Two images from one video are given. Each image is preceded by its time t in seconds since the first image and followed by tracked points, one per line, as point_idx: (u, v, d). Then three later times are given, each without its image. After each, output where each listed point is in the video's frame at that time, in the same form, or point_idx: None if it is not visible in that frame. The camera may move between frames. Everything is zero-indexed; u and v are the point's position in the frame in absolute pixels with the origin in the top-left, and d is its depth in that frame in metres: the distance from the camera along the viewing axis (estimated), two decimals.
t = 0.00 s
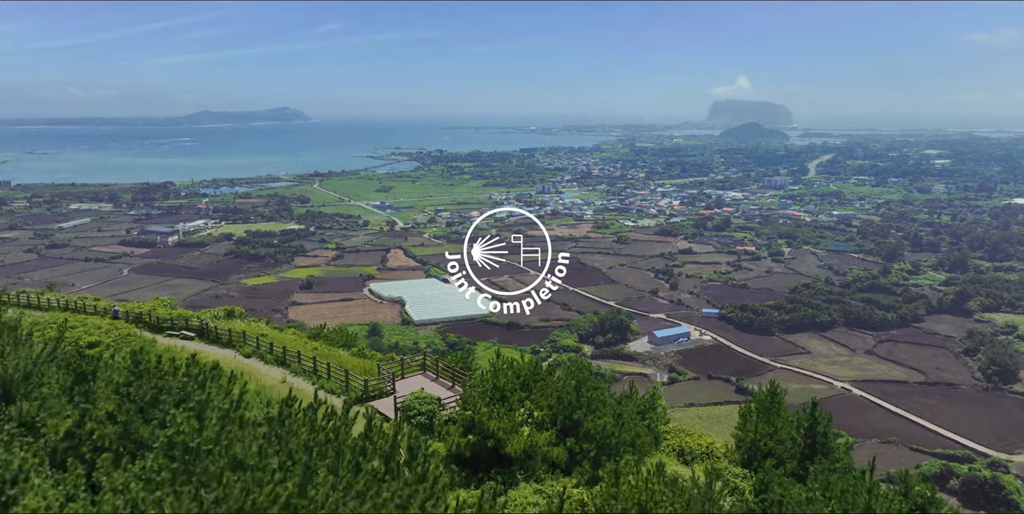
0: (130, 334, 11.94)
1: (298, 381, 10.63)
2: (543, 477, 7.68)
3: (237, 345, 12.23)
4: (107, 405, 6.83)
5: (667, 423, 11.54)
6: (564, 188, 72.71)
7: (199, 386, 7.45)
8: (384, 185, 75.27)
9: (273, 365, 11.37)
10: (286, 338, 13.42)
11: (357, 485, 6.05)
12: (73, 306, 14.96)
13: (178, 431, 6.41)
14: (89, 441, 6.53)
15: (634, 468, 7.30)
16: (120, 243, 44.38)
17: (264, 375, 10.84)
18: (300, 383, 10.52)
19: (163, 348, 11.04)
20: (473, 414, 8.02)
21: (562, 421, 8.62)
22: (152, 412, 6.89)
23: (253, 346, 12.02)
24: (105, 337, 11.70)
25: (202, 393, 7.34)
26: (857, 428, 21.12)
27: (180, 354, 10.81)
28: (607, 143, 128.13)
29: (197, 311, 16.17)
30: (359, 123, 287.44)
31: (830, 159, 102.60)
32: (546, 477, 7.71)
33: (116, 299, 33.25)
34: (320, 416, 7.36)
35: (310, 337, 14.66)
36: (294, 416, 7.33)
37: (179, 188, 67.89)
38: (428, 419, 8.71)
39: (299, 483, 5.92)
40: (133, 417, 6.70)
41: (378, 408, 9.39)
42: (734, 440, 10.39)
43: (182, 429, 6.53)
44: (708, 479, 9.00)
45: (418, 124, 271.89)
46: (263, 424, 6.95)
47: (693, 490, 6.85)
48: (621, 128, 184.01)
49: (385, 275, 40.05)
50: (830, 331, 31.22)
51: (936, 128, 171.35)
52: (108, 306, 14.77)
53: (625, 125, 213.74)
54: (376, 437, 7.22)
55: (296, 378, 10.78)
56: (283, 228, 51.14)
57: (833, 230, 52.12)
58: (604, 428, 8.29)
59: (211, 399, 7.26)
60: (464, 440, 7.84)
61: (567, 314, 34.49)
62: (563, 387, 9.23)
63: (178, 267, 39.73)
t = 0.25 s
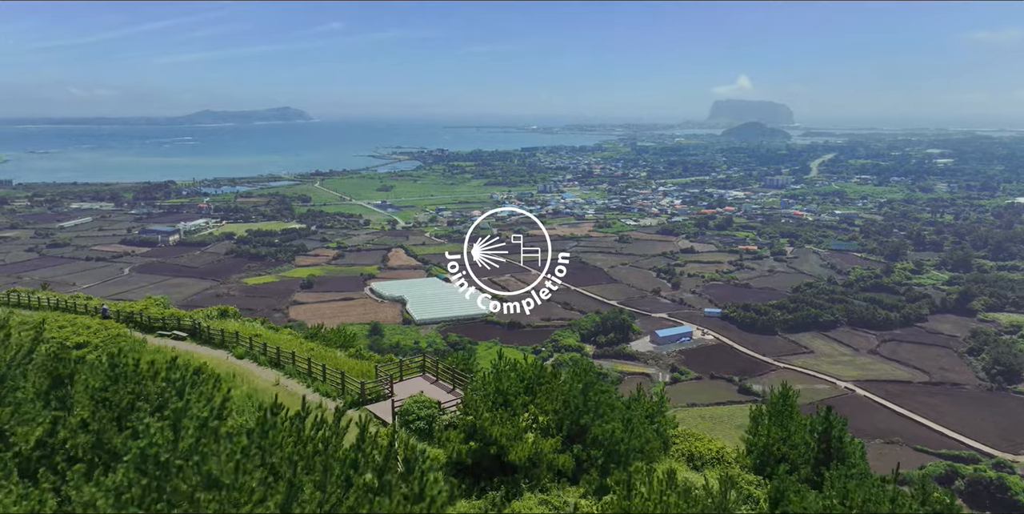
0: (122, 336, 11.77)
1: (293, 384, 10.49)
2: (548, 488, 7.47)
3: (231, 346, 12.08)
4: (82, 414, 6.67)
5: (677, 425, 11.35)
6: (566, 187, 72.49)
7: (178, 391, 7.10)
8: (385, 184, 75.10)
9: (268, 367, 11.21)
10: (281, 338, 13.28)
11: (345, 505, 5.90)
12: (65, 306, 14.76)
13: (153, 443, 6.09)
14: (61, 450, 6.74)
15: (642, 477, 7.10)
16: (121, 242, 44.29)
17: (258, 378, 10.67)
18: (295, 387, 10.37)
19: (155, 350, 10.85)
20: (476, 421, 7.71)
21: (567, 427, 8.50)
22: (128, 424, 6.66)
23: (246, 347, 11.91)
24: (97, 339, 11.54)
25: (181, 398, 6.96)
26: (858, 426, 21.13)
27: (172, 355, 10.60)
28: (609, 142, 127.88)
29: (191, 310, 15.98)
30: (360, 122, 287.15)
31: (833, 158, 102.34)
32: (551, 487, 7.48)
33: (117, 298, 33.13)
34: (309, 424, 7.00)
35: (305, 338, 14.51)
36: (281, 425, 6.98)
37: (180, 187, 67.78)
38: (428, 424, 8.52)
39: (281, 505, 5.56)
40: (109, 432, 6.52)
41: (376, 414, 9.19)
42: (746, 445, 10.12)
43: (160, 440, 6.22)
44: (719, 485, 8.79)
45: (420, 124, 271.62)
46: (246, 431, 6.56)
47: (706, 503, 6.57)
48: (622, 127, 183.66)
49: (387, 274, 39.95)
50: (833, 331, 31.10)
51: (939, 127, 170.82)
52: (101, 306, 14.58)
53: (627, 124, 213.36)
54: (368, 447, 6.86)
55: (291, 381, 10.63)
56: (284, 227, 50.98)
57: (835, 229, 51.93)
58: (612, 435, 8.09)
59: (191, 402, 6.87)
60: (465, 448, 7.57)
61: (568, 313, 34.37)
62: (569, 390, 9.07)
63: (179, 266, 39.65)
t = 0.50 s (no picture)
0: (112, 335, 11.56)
1: (287, 387, 10.27)
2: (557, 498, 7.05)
3: (224, 347, 11.89)
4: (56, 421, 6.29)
5: (685, 429, 11.08)
6: (567, 186, 72.36)
7: (152, 402, 6.76)
8: (386, 183, 74.95)
9: (262, 370, 10.99)
10: (275, 340, 13.10)
11: None
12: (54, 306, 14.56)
13: (122, 457, 5.74)
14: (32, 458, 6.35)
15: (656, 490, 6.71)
16: (122, 241, 44.20)
17: (251, 381, 10.44)
18: (289, 390, 10.15)
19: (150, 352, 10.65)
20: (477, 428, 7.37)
21: (573, 432, 8.06)
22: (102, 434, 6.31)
23: (239, 348, 11.71)
24: (86, 339, 11.31)
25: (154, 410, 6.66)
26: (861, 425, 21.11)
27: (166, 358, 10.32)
28: (610, 141, 127.76)
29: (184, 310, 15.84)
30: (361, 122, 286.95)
31: (834, 157, 102.12)
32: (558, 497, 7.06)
33: (118, 298, 33.02)
34: (296, 435, 6.54)
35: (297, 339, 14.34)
36: (265, 437, 6.54)
37: (181, 186, 67.68)
38: (426, 431, 8.36)
39: None
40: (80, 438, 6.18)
41: (374, 418, 8.99)
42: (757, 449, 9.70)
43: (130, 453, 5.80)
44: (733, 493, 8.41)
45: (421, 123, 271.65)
46: (223, 445, 6.20)
47: None
48: (623, 126, 183.43)
49: (387, 273, 39.84)
50: (836, 330, 30.96)
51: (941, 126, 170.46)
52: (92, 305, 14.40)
53: (627, 123, 213.24)
54: (361, 460, 6.41)
55: (284, 384, 10.41)
56: (285, 227, 50.88)
57: (837, 229, 51.76)
58: (621, 440, 7.60)
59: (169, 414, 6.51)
60: (468, 454, 7.25)
61: (569, 312, 34.23)
62: (575, 395, 8.67)
63: (180, 265, 39.55)
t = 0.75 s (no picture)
0: (99, 336, 11.28)
1: (278, 390, 9.97)
2: None
3: (214, 348, 11.61)
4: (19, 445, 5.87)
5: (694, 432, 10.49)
6: (568, 185, 72.26)
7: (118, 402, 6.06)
8: (387, 182, 74.81)
9: (253, 372, 10.70)
10: (268, 341, 12.88)
11: None
12: (43, 306, 14.35)
13: (77, 478, 5.19)
14: None
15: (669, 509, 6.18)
16: (123, 240, 44.10)
17: (241, 384, 10.14)
18: (281, 394, 9.86)
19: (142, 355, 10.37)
20: (476, 436, 6.89)
21: (580, 439, 7.37)
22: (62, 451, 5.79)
23: (230, 350, 11.42)
24: (72, 338, 11.03)
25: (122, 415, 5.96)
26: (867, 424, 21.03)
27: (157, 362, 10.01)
28: (611, 140, 127.68)
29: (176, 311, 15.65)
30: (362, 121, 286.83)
31: (836, 156, 101.93)
32: None
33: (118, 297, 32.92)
34: (277, 451, 5.87)
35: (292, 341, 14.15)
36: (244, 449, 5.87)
37: (182, 186, 67.58)
38: (424, 438, 7.96)
39: None
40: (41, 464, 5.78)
41: (369, 425, 8.71)
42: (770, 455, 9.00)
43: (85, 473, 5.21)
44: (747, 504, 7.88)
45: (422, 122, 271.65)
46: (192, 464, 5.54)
47: None
48: (624, 125, 183.25)
49: (388, 272, 39.72)
50: (838, 330, 30.83)
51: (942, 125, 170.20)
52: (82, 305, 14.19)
53: (628, 122, 213.21)
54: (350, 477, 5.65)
55: (276, 386, 10.12)
56: (286, 226, 50.81)
57: (840, 228, 51.59)
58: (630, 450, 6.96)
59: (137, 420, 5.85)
60: (467, 468, 6.78)
61: (570, 312, 34.10)
62: (581, 400, 8.02)
63: (181, 264, 39.45)
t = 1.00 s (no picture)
0: (86, 338, 11.05)
1: (268, 394, 9.73)
2: None
3: (204, 350, 11.38)
4: None
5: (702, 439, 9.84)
6: (569, 185, 72.11)
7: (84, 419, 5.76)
8: (388, 182, 74.70)
9: (243, 376, 10.45)
10: (261, 344, 12.66)
11: None
12: (34, 306, 14.18)
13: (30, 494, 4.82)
14: None
15: None
16: (123, 239, 44.02)
17: (229, 389, 9.87)
18: (270, 398, 9.60)
19: (130, 357, 10.11)
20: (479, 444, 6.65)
21: (586, 448, 6.92)
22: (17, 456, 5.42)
23: (219, 351, 11.14)
24: (58, 339, 10.82)
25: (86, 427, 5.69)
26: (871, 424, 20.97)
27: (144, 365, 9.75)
28: (612, 140, 127.60)
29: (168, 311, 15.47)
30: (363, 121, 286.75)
31: (837, 155, 101.73)
32: None
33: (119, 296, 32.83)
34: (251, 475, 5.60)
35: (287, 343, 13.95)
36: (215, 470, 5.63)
37: (183, 185, 67.57)
38: (421, 445, 7.80)
39: None
40: None
41: (363, 432, 8.47)
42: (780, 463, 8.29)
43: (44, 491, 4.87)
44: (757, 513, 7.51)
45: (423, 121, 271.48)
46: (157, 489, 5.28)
47: None
48: (625, 124, 183.05)
49: (389, 272, 39.61)
50: (841, 330, 30.71)
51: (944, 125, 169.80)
52: (72, 306, 13.98)
53: (630, 122, 213.15)
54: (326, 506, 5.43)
55: (266, 390, 9.88)
56: (286, 225, 50.70)
57: (842, 227, 51.42)
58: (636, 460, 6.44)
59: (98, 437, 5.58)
60: (464, 480, 6.51)
61: (572, 312, 34.02)
62: (586, 405, 7.58)
63: (181, 263, 39.35)
